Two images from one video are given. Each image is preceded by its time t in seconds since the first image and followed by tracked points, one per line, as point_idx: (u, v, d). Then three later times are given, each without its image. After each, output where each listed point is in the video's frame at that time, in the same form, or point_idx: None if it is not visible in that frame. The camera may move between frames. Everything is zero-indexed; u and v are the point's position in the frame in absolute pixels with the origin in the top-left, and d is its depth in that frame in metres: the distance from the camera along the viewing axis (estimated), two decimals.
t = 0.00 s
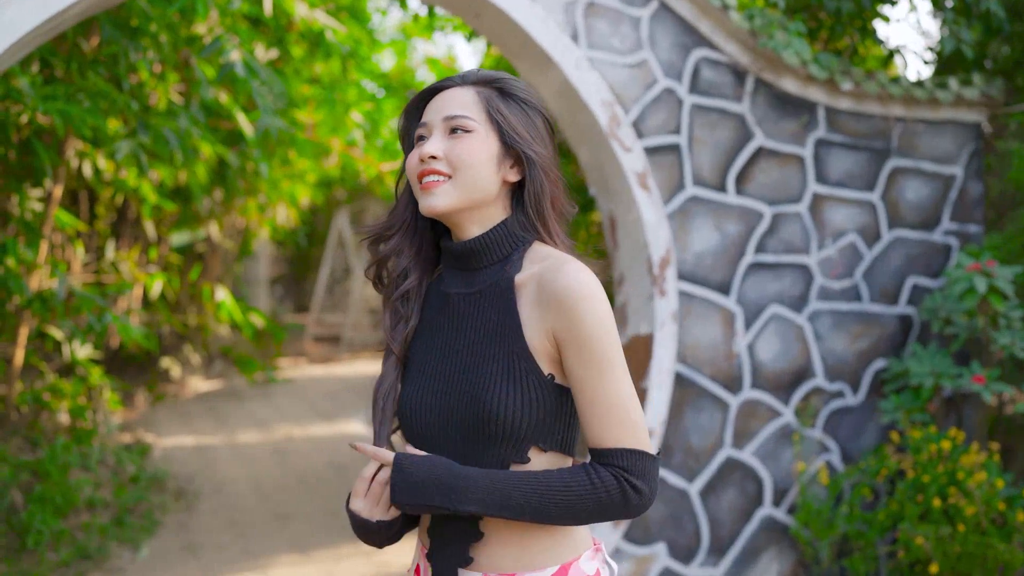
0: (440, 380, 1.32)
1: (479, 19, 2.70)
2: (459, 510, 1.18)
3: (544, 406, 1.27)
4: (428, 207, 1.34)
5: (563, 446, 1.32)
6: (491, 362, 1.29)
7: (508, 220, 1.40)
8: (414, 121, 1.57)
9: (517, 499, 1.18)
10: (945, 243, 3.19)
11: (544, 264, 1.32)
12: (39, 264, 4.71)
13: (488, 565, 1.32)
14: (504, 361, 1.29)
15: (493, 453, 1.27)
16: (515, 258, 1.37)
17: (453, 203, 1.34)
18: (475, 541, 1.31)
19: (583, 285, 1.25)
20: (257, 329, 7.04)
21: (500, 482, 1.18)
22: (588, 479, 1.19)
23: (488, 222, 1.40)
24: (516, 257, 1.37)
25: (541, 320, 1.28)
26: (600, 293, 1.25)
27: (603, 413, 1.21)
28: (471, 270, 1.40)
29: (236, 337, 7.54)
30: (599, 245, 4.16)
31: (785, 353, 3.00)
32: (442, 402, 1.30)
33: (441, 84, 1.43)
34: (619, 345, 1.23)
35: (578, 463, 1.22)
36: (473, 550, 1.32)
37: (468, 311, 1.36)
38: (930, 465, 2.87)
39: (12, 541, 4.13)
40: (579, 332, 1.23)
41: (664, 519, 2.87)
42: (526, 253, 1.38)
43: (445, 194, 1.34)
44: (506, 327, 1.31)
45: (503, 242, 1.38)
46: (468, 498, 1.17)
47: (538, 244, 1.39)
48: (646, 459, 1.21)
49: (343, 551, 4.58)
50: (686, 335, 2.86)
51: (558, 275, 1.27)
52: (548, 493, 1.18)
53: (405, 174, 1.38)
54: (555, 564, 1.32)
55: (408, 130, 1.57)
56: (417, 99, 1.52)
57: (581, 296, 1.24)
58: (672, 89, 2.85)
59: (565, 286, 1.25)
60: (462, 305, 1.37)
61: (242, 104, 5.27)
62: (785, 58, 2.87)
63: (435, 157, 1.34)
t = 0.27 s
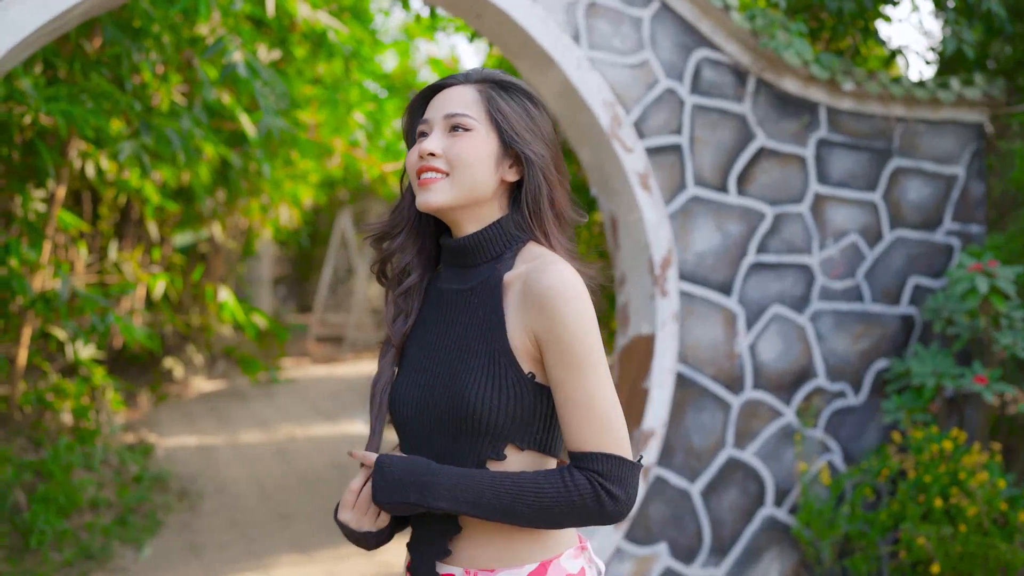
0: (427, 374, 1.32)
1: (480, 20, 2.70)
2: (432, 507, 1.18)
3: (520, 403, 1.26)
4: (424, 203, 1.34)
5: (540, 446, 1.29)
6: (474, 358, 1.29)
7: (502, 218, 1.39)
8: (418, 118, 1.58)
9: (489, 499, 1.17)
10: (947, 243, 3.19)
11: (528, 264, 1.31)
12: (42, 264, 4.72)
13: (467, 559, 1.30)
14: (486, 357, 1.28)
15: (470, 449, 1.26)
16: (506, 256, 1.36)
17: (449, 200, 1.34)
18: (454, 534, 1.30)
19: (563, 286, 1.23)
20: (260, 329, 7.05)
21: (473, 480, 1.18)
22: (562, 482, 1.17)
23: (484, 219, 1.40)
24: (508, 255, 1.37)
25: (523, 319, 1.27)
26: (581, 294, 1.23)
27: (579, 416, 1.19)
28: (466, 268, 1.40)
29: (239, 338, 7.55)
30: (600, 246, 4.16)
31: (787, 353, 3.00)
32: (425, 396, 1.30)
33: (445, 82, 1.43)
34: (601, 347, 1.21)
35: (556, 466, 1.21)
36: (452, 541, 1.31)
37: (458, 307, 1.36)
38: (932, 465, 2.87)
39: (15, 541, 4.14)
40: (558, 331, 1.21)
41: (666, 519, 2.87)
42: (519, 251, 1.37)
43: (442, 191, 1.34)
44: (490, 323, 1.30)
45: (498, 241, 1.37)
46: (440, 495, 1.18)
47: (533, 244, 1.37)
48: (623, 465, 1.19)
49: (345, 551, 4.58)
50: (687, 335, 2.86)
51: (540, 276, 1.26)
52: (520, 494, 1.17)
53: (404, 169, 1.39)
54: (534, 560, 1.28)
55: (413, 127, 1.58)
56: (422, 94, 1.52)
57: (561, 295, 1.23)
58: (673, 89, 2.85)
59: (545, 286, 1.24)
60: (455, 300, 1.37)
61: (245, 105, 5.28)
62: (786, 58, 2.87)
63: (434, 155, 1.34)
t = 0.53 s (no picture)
0: (418, 370, 1.33)
1: (483, 20, 2.70)
2: (417, 504, 1.18)
3: (503, 401, 1.26)
4: (421, 201, 1.34)
5: (524, 446, 1.28)
6: (462, 355, 1.29)
7: (497, 218, 1.39)
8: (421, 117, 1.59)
9: (473, 497, 1.17)
10: (951, 243, 3.19)
11: (515, 263, 1.31)
12: (47, 265, 4.74)
13: (453, 556, 1.30)
14: (474, 354, 1.28)
15: (455, 446, 1.26)
16: (499, 255, 1.36)
17: (446, 198, 1.34)
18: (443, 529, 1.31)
19: (547, 286, 1.23)
20: (265, 329, 7.06)
21: (458, 479, 1.18)
22: (546, 482, 1.17)
23: (480, 218, 1.39)
24: (501, 254, 1.36)
25: (508, 318, 1.27)
26: (566, 294, 1.23)
27: (564, 418, 1.19)
28: (464, 267, 1.40)
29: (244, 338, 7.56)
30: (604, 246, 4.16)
31: (791, 353, 3.00)
32: (413, 391, 1.31)
33: (450, 80, 1.43)
34: (586, 348, 1.21)
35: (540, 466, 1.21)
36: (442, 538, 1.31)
37: (451, 306, 1.37)
38: (936, 465, 2.87)
39: (21, 540, 4.16)
40: (544, 332, 1.21)
41: (670, 519, 2.87)
42: (512, 251, 1.36)
43: (439, 190, 1.34)
44: (479, 321, 1.30)
45: (493, 240, 1.37)
46: (425, 493, 1.18)
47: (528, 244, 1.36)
48: (608, 465, 1.19)
49: (350, 551, 4.59)
50: (691, 335, 2.86)
51: (525, 275, 1.26)
52: (504, 493, 1.17)
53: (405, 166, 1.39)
54: (516, 560, 1.27)
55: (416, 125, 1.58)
56: (427, 92, 1.52)
57: (546, 296, 1.22)
58: (677, 89, 2.85)
59: (530, 286, 1.24)
60: (451, 298, 1.38)
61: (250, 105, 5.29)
62: (790, 58, 2.87)
63: (434, 153, 1.34)
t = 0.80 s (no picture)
0: (415, 367, 1.34)
1: (491, 21, 2.71)
2: (408, 497, 1.21)
3: (492, 399, 1.26)
4: (422, 200, 1.34)
5: (516, 444, 1.28)
6: (456, 353, 1.30)
7: (496, 217, 1.38)
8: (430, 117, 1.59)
9: (462, 491, 1.19)
10: (961, 243, 3.18)
11: (506, 260, 1.32)
12: (58, 265, 4.77)
13: (446, 553, 1.31)
14: (467, 353, 1.29)
15: (446, 444, 1.27)
16: (496, 254, 1.36)
17: (446, 198, 1.34)
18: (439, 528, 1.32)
19: (536, 283, 1.23)
20: (274, 329, 7.08)
21: (447, 473, 1.20)
22: (535, 479, 1.19)
23: (481, 217, 1.39)
24: (498, 253, 1.36)
25: (500, 317, 1.27)
26: (556, 292, 1.23)
27: (553, 415, 1.19)
28: (463, 266, 1.40)
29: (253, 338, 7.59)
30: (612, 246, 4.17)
31: (799, 353, 3.00)
32: (410, 388, 1.32)
33: (457, 80, 1.43)
34: (576, 346, 1.21)
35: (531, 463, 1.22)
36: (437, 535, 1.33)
37: (449, 305, 1.37)
38: (946, 466, 2.86)
39: (32, 539, 4.19)
40: (533, 330, 1.21)
41: (677, 520, 2.87)
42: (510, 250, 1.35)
43: (441, 189, 1.34)
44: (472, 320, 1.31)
45: (492, 241, 1.37)
46: (416, 486, 1.20)
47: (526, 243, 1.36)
48: (597, 463, 1.19)
49: (359, 550, 4.61)
50: (699, 336, 2.86)
51: (514, 273, 1.26)
52: (493, 488, 1.19)
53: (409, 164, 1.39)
54: (505, 561, 1.28)
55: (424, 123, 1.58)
56: (435, 90, 1.52)
57: (535, 294, 1.23)
58: (685, 89, 2.85)
59: (520, 285, 1.24)
60: (447, 297, 1.39)
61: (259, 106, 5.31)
62: (798, 58, 2.86)
63: (437, 152, 1.34)
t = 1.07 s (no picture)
0: (418, 368, 1.36)
1: (503, 22, 2.71)
2: (402, 493, 1.22)
3: (486, 398, 1.27)
4: (428, 200, 1.36)
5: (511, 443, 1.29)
6: (455, 353, 1.31)
7: (501, 218, 1.39)
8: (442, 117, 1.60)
9: (453, 489, 1.20)
10: (975, 243, 3.16)
11: (506, 261, 1.32)
12: (74, 266, 4.81)
13: (445, 552, 1.33)
14: (466, 353, 1.30)
15: (443, 441, 1.29)
16: (498, 254, 1.36)
17: (452, 199, 1.35)
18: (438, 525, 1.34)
19: (526, 283, 1.24)
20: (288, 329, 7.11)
21: (440, 470, 1.21)
22: (523, 478, 1.19)
23: (486, 218, 1.40)
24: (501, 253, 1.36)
25: (494, 316, 1.28)
26: (545, 291, 1.23)
27: (543, 415, 1.19)
28: (469, 266, 1.41)
29: (267, 338, 7.62)
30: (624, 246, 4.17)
31: (812, 353, 2.99)
32: (413, 388, 1.34)
33: (467, 81, 1.44)
34: (566, 346, 1.21)
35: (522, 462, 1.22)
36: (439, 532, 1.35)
37: (452, 306, 1.39)
38: (960, 467, 2.86)
39: (49, 537, 4.22)
40: (524, 328, 1.21)
41: (690, 520, 2.86)
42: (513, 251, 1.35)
43: (447, 191, 1.35)
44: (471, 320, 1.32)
45: (496, 241, 1.38)
46: (410, 482, 1.21)
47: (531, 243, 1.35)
48: (586, 462, 1.19)
49: (372, 549, 4.62)
50: (711, 336, 2.86)
51: (505, 272, 1.27)
52: (482, 487, 1.19)
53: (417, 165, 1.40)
54: (501, 560, 1.29)
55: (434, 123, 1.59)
56: (445, 91, 1.52)
57: (524, 292, 1.23)
58: (697, 89, 2.85)
59: (510, 283, 1.25)
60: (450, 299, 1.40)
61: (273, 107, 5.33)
62: (811, 57, 2.85)
63: (444, 154, 1.35)
